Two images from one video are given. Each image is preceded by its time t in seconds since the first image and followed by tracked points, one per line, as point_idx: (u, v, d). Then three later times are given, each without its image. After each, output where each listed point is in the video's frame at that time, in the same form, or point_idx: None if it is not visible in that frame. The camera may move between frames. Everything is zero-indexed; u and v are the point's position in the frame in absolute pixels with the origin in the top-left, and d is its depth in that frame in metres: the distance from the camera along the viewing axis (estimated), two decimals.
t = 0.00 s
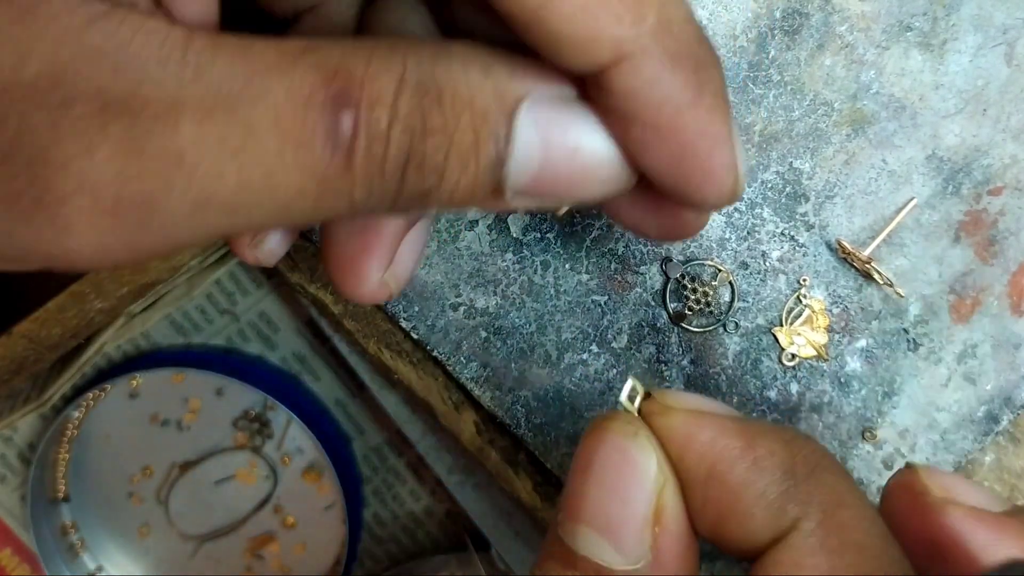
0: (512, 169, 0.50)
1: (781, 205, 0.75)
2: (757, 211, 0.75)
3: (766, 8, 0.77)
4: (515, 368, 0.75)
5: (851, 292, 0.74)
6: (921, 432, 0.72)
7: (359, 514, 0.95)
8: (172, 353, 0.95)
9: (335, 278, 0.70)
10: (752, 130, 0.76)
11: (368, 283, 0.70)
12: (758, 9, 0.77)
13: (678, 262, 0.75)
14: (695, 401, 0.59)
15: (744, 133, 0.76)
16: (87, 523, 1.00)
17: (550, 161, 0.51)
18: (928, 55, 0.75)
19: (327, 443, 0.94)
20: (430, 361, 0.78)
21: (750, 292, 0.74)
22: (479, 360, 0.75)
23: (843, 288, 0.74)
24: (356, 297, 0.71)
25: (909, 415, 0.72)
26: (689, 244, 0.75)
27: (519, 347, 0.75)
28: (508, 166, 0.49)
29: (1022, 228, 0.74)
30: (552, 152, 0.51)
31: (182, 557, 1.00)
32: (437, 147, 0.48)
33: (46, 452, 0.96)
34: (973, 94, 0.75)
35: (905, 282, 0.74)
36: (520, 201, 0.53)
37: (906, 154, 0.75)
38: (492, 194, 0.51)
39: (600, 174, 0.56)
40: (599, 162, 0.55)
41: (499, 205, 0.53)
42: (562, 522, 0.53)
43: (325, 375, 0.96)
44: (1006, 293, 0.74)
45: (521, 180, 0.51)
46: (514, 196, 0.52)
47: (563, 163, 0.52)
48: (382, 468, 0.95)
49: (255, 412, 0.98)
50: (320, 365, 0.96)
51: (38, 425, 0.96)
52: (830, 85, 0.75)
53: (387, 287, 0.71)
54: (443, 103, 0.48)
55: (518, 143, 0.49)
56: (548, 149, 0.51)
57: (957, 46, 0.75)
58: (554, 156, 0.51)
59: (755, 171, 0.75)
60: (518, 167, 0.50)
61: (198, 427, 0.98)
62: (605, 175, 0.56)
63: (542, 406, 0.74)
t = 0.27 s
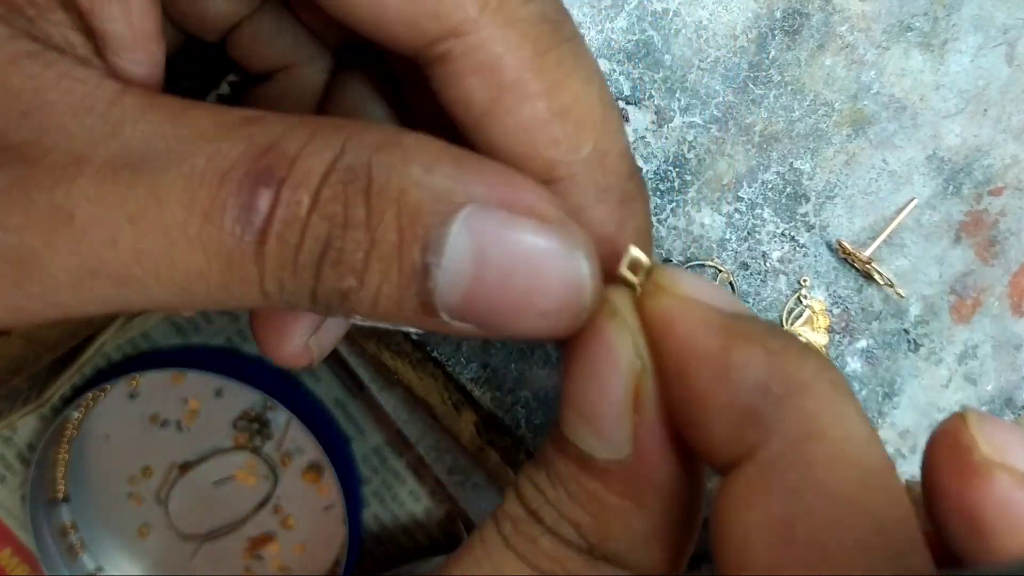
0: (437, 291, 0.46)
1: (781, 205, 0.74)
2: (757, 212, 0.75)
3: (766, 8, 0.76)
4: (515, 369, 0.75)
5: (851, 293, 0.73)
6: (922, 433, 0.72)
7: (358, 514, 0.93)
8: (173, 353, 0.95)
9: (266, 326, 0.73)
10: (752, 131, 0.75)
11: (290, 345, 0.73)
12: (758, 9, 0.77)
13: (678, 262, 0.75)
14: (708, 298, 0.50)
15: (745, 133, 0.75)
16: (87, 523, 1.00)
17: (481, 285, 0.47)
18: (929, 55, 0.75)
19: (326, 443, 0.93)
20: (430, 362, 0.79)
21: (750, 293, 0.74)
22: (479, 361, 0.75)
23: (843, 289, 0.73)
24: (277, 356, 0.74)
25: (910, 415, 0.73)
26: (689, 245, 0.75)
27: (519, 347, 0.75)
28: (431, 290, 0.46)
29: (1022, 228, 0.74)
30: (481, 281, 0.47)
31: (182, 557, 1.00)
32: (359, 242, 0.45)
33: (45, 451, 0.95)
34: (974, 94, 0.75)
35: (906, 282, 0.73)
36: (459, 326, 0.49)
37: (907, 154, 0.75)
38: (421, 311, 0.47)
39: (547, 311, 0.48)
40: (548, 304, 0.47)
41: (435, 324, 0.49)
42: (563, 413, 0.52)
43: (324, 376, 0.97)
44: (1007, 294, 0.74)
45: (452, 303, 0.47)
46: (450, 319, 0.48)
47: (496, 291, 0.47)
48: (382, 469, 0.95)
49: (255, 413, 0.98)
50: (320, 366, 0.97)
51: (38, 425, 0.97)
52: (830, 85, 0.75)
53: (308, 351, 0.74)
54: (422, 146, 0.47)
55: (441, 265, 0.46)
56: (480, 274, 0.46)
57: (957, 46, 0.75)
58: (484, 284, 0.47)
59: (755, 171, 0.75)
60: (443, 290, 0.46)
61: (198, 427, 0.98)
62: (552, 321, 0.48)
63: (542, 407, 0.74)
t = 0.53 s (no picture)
0: (470, 184, 0.54)
1: (781, 206, 0.75)
2: (757, 212, 0.75)
3: (766, 8, 0.77)
4: (516, 369, 0.74)
5: (851, 293, 0.73)
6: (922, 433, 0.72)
7: (358, 514, 0.95)
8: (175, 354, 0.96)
9: (269, 266, 0.75)
10: (752, 131, 0.75)
11: (299, 275, 0.75)
12: (758, 9, 0.77)
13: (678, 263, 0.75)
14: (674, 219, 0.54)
15: (745, 133, 0.75)
16: (86, 523, 1.00)
17: (513, 181, 0.54)
18: (929, 54, 0.75)
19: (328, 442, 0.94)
20: (430, 360, 0.78)
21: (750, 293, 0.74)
22: (479, 361, 0.75)
23: (843, 289, 0.74)
24: (289, 288, 0.76)
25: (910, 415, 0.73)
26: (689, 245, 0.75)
27: (519, 348, 0.75)
28: (465, 180, 0.53)
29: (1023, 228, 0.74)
30: (517, 179, 0.54)
31: (182, 557, 1.00)
32: (400, 131, 0.52)
33: (46, 451, 0.95)
34: (974, 94, 0.75)
35: (906, 282, 0.73)
36: (483, 222, 0.57)
37: (907, 154, 0.75)
38: (450, 205, 0.55)
39: (570, 206, 0.56)
40: (573, 196, 0.55)
41: (461, 223, 0.57)
42: (519, 403, 0.57)
43: (325, 375, 0.96)
44: (1007, 294, 0.73)
45: (479, 199, 0.54)
46: (476, 215, 0.56)
47: (522, 191, 0.55)
48: (382, 469, 0.95)
49: (255, 413, 0.97)
50: (321, 365, 0.96)
51: (38, 426, 0.96)
52: (830, 85, 0.75)
53: (317, 282, 0.75)
54: (454, 48, 0.54)
55: (479, 157, 0.53)
56: (514, 173, 0.54)
57: (957, 46, 0.75)
58: (515, 181, 0.54)
59: (755, 171, 0.75)
60: (477, 186, 0.54)
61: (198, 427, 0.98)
62: (576, 215, 0.56)
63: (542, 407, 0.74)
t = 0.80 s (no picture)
0: (470, 126, 0.45)
1: (781, 205, 0.75)
2: (757, 212, 0.75)
3: (766, 8, 0.76)
4: (516, 368, 0.75)
5: (851, 293, 0.73)
6: (921, 433, 0.73)
7: (358, 514, 0.95)
8: (174, 354, 0.96)
9: (264, 241, 0.71)
10: (752, 131, 0.75)
11: (297, 246, 0.70)
12: (759, 9, 0.76)
13: (678, 263, 0.75)
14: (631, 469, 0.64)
15: (745, 133, 0.75)
16: (86, 524, 1.00)
17: (515, 120, 0.46)
18: (930, 55, 0.75)
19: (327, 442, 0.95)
20: (431, 359, 0.78)
21: (750, 293, 0.74)
22: (479, 361, 0.75)
23: (843, 289, 0.73)
24: (283, 264, 0.71)
25: (910, 415, 0.73)
26: (689, 245, 0.75)
27: (519, 347, 0.75)
28: (465, 123, 0.45)
29: (1022, 228, 0.74)
30: (522, 118, 0.46)
31: (182, 557, 1.00)
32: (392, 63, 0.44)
33: (45, 452, 0.95)
34: (974, 94, 0.75)
35: (906, 282, 0.73)
36: (484, 171, 0.49)
37: (907, 155, 0.74)
38: (449, 151, 0.46)
39: (576, 146, 0.48)
40: (577, 138, 0.48)
41: (459, 173, 0.49)
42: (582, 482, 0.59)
43: (325, 375, 0.96)
44: (1007, 294, 0.73)
45: (479, 142, 0.46)
46: (473, 162, 0.48)
47: (526, 135, 0.47)
48: (382, 469, 0.95)
49: (255, 413, 0.98)
50: (321, 365, 0.96)
51: (37, 425, 0.96)
52: (830, 85, 0.75)
53: (314, 254, 0.70)
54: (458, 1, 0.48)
55: (479, 97, 0.44)
56: (518, 110, 0.46)
57: (957, 46, 0.75)
58: (519, 123, 0.46)
59: (755, 171, 0.75)
60: (477, 126, 0.45)
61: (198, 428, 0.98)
62: (578, 160, 0.49)
63: (542, 407, 0.74)
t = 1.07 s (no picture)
0: (436, 128, 0.50)
1: (781, 205, 0.74)
2: (757, 212, 0.75)
3: (766, 8, 0.76)
4: (516, 369, 0.75)
5: (851, 293, 0.73)
6: (922, 433, 0.73)
7: (358, 515, 0.95)
8: (174, 353, 0.96)
9: (279, 231, 0.72)
10: (752, 131, 0.75)
11: (301, 221, 0.70)
12: (758, 9, 0.76)
13: (679, 263, 0.74)
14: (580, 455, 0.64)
15: (745, 133, 0.75)
16: (86, 524, 1.00)
17: (475, 127, 0.50)
18: (930, 55, 0.75)
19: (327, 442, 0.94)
20: (431, 359, 0.78)
21: (750, 293, 0.74)
22: (479, 361, 0.75)
23: (844, 289, 0.73)
24: (292, 239, 0.71)
25: (910, 415, 0.73)
26: (689, 245, 0.75)
27: (519, 347, 0.75)
28: (431, 125, 0.50)
29: (1022, 228, 0.74)
30: (483, 125, 0.50)
31: (181, 558, 1.00)
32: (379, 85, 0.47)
33: (44, 452, 0.95)
34: (974, 94, 0.74)
35: (906, 282, 0.73)
36: (456, 166, 0.53)
37: (907, 155, 0.74)
38: (421, 144, 0.51)
39: (532, 155, 0.52)
40: (534, 146, 0.52)
41: (437, 166, 0.53)
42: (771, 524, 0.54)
43: (325, 375, 0.96)
44: (1007, 294, 0.73)
45: (446, 140, 0.51)
46: (447, 158, 0.52)
47: (488, 139, 0.51)
48: (382, 469, 0.95)
49: (255, 413, 0.98)
50: (321, 365, 0.96)
51: (37, 425, 0.96)
52: (830, 85, 0.75)
53: (321, 229, 0.70)
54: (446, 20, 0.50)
55: (441, 103, 0.49)
56: (478, 119, 0.50)
57: (958, 46, 0.75)
58: (480, 129, 0.51)
59: (755, 171, 0.75)
60: (442, 128, 0.50)
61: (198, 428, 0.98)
62: (536, 164, 0.53)
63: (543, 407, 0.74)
